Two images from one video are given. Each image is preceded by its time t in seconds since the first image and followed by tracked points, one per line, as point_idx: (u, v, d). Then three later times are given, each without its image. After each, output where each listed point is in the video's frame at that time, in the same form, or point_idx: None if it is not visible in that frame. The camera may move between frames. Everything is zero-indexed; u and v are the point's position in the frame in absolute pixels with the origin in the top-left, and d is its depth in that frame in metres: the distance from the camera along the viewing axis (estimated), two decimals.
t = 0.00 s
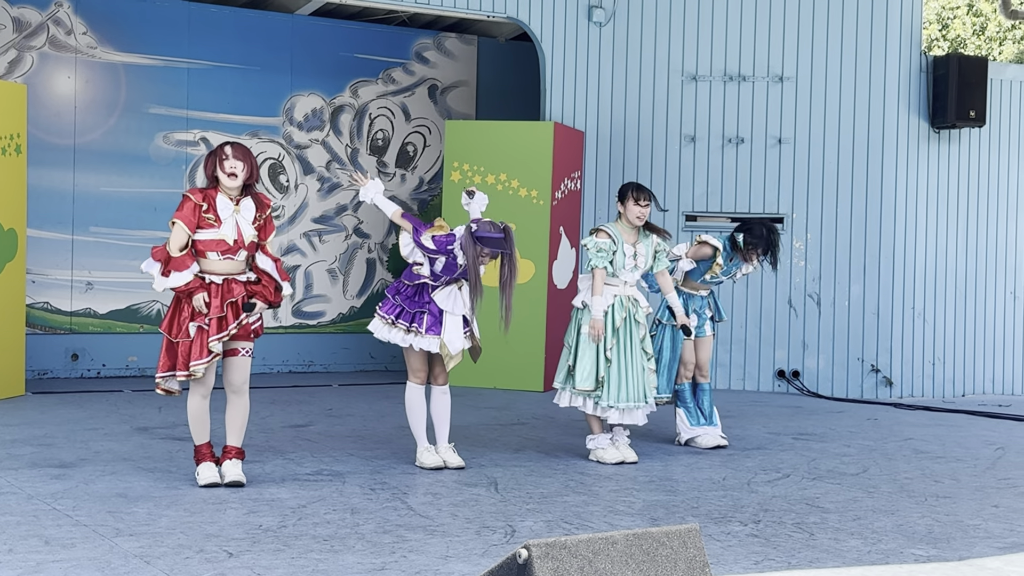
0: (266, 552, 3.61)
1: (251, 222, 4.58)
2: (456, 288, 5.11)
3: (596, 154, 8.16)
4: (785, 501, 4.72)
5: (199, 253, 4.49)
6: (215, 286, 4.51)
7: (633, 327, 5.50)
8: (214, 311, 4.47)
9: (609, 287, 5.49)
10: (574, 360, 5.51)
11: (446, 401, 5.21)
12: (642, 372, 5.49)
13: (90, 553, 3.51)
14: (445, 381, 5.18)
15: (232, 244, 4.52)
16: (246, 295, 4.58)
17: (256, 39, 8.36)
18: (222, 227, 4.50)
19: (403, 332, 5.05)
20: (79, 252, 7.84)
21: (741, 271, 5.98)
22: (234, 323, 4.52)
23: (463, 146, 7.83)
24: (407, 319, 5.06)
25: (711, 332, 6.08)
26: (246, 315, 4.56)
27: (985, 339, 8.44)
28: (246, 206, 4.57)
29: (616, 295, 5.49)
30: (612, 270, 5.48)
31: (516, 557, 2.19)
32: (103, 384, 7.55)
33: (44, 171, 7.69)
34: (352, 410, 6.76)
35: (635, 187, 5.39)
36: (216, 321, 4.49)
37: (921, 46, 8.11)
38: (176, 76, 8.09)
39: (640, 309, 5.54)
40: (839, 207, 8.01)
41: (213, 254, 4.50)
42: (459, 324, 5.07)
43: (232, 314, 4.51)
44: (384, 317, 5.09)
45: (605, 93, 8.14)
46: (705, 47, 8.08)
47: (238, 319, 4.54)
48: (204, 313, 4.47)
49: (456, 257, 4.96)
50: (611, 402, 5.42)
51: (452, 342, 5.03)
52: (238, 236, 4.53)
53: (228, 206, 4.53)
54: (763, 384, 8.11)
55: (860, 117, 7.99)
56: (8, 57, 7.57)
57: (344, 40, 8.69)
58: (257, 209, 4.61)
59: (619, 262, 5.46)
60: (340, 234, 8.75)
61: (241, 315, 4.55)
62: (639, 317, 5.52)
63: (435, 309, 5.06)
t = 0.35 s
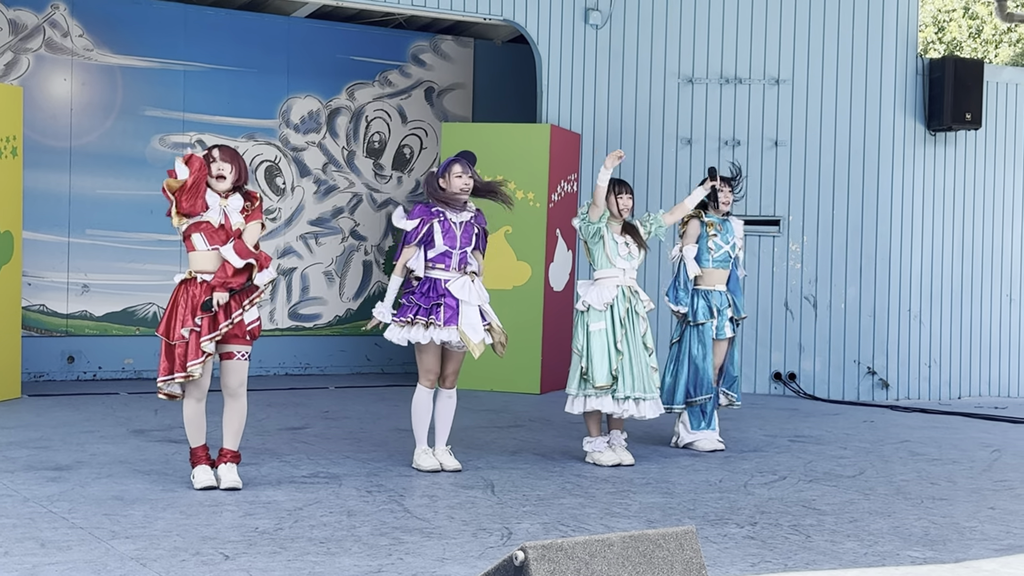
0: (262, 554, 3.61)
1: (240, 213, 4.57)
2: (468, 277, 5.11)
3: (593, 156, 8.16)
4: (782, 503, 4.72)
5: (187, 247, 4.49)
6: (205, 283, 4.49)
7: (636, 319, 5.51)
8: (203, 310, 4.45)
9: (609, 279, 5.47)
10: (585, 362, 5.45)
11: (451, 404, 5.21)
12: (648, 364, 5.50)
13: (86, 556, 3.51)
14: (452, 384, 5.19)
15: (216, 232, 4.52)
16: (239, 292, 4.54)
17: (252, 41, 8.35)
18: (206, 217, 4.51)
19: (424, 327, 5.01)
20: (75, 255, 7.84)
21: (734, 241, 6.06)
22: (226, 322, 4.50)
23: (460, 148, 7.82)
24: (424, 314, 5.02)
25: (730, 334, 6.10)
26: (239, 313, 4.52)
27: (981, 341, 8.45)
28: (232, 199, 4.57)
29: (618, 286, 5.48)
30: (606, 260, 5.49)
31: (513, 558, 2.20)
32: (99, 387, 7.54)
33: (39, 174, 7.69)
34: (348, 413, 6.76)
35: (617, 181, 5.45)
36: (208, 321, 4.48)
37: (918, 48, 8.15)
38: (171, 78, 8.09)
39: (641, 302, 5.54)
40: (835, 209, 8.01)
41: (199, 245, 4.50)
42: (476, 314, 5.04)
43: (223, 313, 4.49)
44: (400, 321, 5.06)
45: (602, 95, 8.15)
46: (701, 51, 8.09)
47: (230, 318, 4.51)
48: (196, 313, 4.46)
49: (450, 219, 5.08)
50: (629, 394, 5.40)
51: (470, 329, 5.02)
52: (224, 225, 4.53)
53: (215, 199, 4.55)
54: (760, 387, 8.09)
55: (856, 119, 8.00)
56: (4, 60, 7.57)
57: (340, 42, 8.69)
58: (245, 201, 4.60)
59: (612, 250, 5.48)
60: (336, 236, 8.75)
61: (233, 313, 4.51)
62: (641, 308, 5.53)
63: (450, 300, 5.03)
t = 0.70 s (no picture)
0: (259, 556, 3.61)
1: (232, 217, 4.58)
2: (470, 276, 5.12)
3: (590, 158, 8.14)
4: (779, 504, 4.72)
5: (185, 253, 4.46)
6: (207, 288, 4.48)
7: (635, 321, 5.49)
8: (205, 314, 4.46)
9: (609, 281, 5.48)
10: (581, 363, 5.45)
11: (453, 405, 5.21)
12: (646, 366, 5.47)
13: (83, 558, 3.50)
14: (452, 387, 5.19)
15: (212, 240, 4.51)
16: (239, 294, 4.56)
17: (249, 44, 8.35)
18: (200, 224, 4.50)
19: (430, 329, 4.99)
20: (71, 258, 7.83)
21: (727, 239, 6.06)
22: (229, 323, 4.50)
23: (457, 150, 7.81)
24: (430, 315, 5.02)
25: (736, 336, 6.12)
26: (240, 314, 4.53)
27: (979, 343, 8.46)
28: (224, 204, 4.57)
29: (617, 288, 5.47)
30: (606, 261, 5.50)
31: (510, 560, 2.19)
32: (96, 389, 7.53)
33: (36, 176, 7.69)
34: (345, 415, 6.76)
35: (612, 183, 5.50)
36: (209, 324, 4.48)
37: (915, 50, 8.16)
38: (168, 80, 8.08)
39: (642, 304, 5.53)
40: (833, 210, 8.03)
41: (197, 253, 4.48)
42: (477, 313, 5.06)
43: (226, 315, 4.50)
44: (406, 324, 5.06)
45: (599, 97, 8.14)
46: (698, 52, 8.08)
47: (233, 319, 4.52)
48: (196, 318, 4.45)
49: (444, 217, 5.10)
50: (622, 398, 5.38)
51: (472, 328, 5.02)
52: (219, 232, 4.53)
53: (206, 205, 4.54)
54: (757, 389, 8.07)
55: (852, 121, 8.02)
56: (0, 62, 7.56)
57: (337, 44, 8.70)
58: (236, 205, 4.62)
59: (610, 251, 5.50)
60: (333, 238, 8.75)
61: (236, 314, 4.52)
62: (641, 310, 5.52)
63: (454, 300, 5.04)
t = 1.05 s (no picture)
0: (257, 559, 3.60)
1: (229, 218, 4.57)
2: (468, 278, 5.12)
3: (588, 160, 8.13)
4: (778, 507, 4.72)
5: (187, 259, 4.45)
6: (209, 289, 4.49)
7: (628, 321, 5.48)
8: (210, 318, 4.45)
9: (603, 282, 5.47)
10: (575, 366, 5.46)
11: (451, 408, 5.21)
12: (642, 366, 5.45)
13: (81, 561, 3.50)
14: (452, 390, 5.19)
15: (212, 240, 4.48)
16: (241, 295, 4.56)
17: (247, 46, 8.35)
18: (200, 225, 4.47)
19: (429, 331, 4.99)
20: (69, 260, 7.82)
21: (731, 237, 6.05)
22: (233, 326, 4.50)
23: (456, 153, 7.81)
24: (428, 317, 5.01)
25: (735, 339, 6.08)
26: (242, 317, 4.52)
27: (978, 345, 8.46)
28: (221, 204, 4.56)
29: (611, 290, 5.47)
30: (601, 262, 5.49)
31: (509, 562, 2.19)
32: (93, 392, 7.52)
33: (34, 178, 7.68)
34: (343, 417, 6.75)
35: (605, 189, 5.52)
36: (213, 327, 4.47)
37: (913, 51, 8.17)
38: (167, 83, 8.08)
39: (635, 307, 5.53)
40: (831, 213, 8.03)
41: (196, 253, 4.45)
42: (477, 315, 5.06)
43: (230, 317, 4.50)
44: (405, 327, 5.03)
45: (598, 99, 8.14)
46: (697, 54, 8.09)
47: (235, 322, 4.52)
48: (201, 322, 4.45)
49: (443, 222, 5.08)
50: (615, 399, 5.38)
51: (470, 329, 5.03)
52: (218, 232, 4.51)
53: (204, 206, 4.52)
54: (755, 391, 8.07)
55: (850, 124, 8.03)
56: None
57: (335, 47, 8.69)
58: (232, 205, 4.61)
59: (607, 253, 5.48)
60: (332, 241, 8.74)
61: (237, 316, 4.52)
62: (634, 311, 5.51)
63: (453, 302, 5.04)
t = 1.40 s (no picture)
0: (255, 560, 3.60)
1: (231, 219, 4.57)
2: (464, 280, 5.10)
3: (586, 162, 8.14)
4: (776, 508, 4.72)
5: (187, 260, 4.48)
6: (209, 292, 4.47)
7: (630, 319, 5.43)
8: (204, 323, 4.43)
9: (600, 285, 5.48)
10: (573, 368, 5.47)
11: (447, 411, 5.20)
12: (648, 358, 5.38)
13: (79, 562, 3.49)
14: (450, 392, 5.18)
15: (214, 242, 4.48)
16: (241, 299, 4.51)
17: (245, 47, 8.35)
18: (201, 226, 4.46)
19: (425, 335, 4.99)
20: (67, 261, 7.82)
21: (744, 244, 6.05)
22: (229, 330, 4.47)
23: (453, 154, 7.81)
24: (424, 321, 5.00)
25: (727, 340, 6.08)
26: (242, 320, 4.48)
27: (975, 347, 8.47)
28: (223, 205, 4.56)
29: (609, 291, 5.47)
30: (598, 266, 5.50)
31: (507, 564, 2.18)
32: (91, 393, 7.52)
33: (32, 179, 7.68)
34: (341, 418, 6.75)
35: (599, 194, 5.55)
36: (208, 332, 4.45)
37: (910, 53, 8.18)
38: (165, 84, 8.08)
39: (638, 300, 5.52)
40: (829, 214, 8.03)
41: (197, 255, 4.46)
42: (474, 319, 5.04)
43: (227, 321, 4.46)
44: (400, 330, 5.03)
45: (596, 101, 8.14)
46: (695, 56, 8.09)
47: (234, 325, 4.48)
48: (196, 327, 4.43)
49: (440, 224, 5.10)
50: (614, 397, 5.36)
51: (468, 333, 5.00)
52: (220, 234, 4.50)
53: (206, 208, 4.51)
54: (753, 393, 8.07)
55: (848, 126, 8.04)
56: None
57: (334, 48, 8.69)
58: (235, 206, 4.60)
59: (602, 257, 5.50)
60: (329, 242, 8.74)
61: (236, 320, 4.48)
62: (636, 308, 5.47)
63: (449, 305, 5.02)
